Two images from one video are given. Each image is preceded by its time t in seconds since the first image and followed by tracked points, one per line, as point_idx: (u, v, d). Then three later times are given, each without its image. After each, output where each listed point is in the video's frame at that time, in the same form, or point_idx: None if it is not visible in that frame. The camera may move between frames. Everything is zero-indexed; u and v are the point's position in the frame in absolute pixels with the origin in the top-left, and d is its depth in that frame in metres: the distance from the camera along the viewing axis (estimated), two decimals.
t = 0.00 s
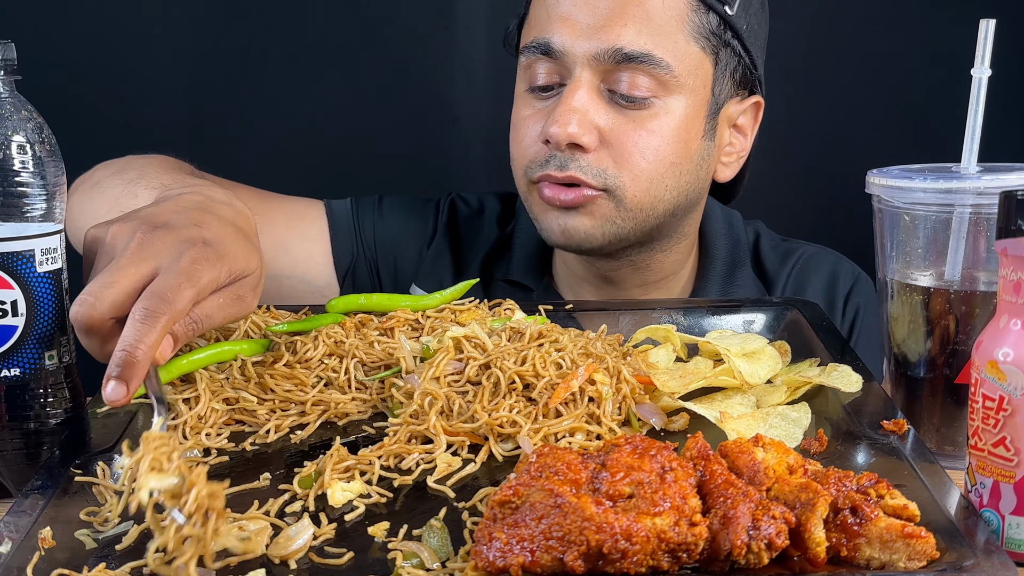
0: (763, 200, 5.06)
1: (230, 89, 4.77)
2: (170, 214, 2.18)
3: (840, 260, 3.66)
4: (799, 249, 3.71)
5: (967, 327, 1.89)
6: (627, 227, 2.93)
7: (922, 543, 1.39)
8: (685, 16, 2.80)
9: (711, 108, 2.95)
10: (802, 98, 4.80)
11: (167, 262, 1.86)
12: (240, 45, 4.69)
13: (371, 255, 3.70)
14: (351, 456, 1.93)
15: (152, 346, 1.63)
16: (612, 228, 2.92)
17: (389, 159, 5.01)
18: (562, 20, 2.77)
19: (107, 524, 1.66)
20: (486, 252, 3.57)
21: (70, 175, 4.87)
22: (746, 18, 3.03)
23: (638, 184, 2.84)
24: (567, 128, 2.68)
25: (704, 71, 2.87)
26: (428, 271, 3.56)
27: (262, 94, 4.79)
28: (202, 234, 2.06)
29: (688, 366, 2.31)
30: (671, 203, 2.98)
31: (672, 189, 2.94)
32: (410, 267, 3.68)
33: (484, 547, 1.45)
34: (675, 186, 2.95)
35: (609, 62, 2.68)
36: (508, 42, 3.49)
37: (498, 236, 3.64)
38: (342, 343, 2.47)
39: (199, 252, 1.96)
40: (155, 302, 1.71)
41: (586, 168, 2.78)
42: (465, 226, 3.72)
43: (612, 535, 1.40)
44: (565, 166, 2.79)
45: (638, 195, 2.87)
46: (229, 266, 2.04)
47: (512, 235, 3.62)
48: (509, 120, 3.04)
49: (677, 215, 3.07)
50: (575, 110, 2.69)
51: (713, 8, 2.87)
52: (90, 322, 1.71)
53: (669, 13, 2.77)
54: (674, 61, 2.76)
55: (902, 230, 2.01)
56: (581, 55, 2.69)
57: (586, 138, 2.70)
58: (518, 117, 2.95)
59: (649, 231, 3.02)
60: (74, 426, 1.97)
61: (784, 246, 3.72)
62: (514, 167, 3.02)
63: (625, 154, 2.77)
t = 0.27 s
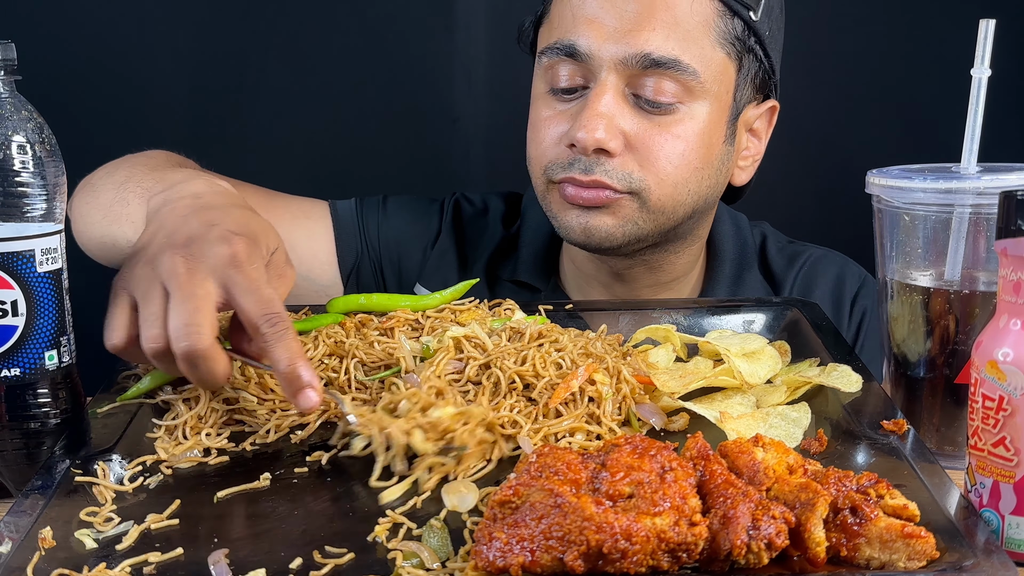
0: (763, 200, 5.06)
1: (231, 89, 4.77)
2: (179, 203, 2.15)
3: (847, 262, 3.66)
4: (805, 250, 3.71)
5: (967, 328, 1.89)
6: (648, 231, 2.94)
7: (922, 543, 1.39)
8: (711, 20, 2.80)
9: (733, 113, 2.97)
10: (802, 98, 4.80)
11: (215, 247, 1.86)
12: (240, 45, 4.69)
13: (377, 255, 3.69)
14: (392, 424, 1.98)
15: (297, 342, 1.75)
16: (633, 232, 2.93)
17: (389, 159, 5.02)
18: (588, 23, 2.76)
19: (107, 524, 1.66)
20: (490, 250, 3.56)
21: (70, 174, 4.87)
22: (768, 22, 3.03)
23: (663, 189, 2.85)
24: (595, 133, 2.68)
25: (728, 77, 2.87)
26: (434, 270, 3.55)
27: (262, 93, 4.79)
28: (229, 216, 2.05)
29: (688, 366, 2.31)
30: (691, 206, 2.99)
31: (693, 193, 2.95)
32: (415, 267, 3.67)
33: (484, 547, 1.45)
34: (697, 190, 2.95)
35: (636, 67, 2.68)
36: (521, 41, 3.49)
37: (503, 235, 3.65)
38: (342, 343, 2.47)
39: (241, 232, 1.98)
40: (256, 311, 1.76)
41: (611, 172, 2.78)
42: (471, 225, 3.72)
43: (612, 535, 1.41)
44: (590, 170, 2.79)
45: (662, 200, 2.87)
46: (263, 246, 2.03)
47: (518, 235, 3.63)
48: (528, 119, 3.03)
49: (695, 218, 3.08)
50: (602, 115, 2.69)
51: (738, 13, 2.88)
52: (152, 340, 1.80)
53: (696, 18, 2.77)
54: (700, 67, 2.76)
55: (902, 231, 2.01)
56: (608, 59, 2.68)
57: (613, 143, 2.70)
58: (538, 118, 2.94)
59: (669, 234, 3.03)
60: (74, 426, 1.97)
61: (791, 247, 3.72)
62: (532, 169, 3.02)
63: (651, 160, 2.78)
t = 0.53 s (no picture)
0: (764, 200, 5.06)
1: (231, 89, 4.77)
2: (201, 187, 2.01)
3: (836, 261, 3.66)
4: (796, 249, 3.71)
5: (967, 328, 1.89)
6: (651, 233, 2.93)
7: (922, 543, 1.39)
8: (710, 19, 2.82)
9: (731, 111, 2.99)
10: (802, 98, 4.80)
11: (259, 212, 1.75)
12: (240, 45, 4.70)
13: (378, 253, 3.68)
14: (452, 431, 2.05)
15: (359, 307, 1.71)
16: (636, 234, 2.92)
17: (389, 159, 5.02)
18: (590, 24, 2.75)
19: (107, 524, 1.66)
20: (487, 250, 3.57)
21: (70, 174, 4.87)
22: (761, 21, 3.06)
23: (667, 190, 2.84)
24: (602, 136, 2.66)
25: (726, 77, 2.90)
26: (435, 271, 3.55)
27: (262, 93, 4.79)
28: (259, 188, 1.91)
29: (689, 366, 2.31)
30: (690, 208, 2.98)
31: (694, 194, 2.95)
32: (416, 265, 3.66)
33: (484, 547, 1.45)
34: (697, 190, 2.95)
35: (640, 68, 2.68)
36: (514, 40, 3.49)
37: (499, 235, 3.66)
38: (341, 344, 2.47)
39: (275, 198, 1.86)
40: (315, 277, 1.69)
41: (618, 175, 2.76)
42: (472, 224, 3.73)
43: (612, 535, 1.40)
44: (597, 174, 2.76)
45: (666, 201, 2.87)
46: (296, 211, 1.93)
47: (510, 234, 3.64)
48: (526, 121, 3.01)
49: (694, 217, 3.08)
50: (608, 117, 2.68)
51: (735, 13, 2.90)
52: (225, 300, 1.62)
53: (697, 18, 2.78)
54: (701, 67, 2.77)
55: (902, 230, 2.01)
56: (612, 60, 2.68)
57: (620, 146, 2.69)
58: (538, 120, 2.91)
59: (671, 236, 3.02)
60: (74, 426, 1.96)
61: (782, 246, 3.72)
62: (534, 172, 2.99)
63: (657, 162, 2.77)
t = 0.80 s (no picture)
0: (764, 201, 5.05)
1: (230, 89, 4.77)
2: (223, 192, 1.84)
3: (824, 257, 3.66)
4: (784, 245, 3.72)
5: (967, 328, 1.89)
6: (649, 227, 2.94)
7: (922, 543, 1.39)
8: (698, 15, 2.83)
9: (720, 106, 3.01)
10: (802, 98, 4.80)
11: (316, 218, 1.69)
12: (240, 45, 4.70)
13: (378, 252, 3.68)
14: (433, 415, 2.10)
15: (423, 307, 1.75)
16: (635, 230, 2.93)
17: (389, 159, 5.02)
18: (581, 25, 2.76)
19: (107, 524, 1.66)
20: (482, 250, 3.56)
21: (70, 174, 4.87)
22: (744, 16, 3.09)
23: (664, 186, 2.85)
24: (600, 135, 2.67)
25: (715, 72, 2.91)
26: (434, 272, 3.55)
27: (262, 93, 4.79)
28: (293, 189, 1.82)
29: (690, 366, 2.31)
30: (686, 201, 2.99)
31: (689, 187, 2.95)
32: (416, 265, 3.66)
33: (484, 547, 1.45)
34: (692, 184, 2.96)
35: (634, 67, 2.69)
36: (498, 43, 3.49)
37: (493, 234, 3.65)
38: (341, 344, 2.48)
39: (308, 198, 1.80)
40: (379, 282, 1.69)
41: (616, 173, 2.77)
42: (471, 223, 3.73)
43: (612, 535, 1.41)
44: (595, 172, 2.78)
45: (663, 196, 2.88)
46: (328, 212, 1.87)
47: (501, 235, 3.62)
48: (518, 122, 3.00)
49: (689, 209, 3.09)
50: (605, 117, 2.68)
51: (721, 8, 2.91)
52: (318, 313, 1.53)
53: (685, 16, 2.79)
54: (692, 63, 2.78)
55: (902, 230, 2.01)
56: (606, 60, 2.68)
57: (619, 145, 2.70)
58: (531, 121, 2.90)
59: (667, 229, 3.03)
60: (74, 426, 1.97)
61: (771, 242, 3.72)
62: (529, 173, 2.99)
63: (654, 158, 2.78)
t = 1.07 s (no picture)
0: (764, 201, 5.05)
1: (231, 89, 4.77)
2: (215, 224, 1.76)
3: (822, 257, 3.65)
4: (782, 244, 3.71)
5: (967, 328, 1.89)
6: (642, 225, 2.94)
7: (922, 543, 1.39)
8: (686, 12, 2.82)
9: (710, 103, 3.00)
10: (801, 99, 4.81)
11: (314, 255, 1.64)
12: (240, 45, 4.70)
13: (374, 253, 3.68)
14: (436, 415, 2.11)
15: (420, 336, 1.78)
16: (627, 227, 2.92)
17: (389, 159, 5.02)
18: (567, 26, 2.76)
19: (107, 524, 1.66)
20: (480, 249, 3.56)
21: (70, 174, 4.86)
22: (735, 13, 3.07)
23: (655, 183, 2.85)
24: (588, 135, 2.68)
25: (704, 68, 2.90)
26: (430, 272, 3.54)
27: (263, 93, 4.79)
28: (291, 216, 1.76)
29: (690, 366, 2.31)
30: (679, 196, 2.99)
31: (681, 184, 2.95)
32: (412, 266, 3.66)
33: (483, 547, 1.45)
34: (684, 180, 2.95)
35: (621, 66, 2.69)
36: (491, 45, 3.48)
37: (491, 234, 3.65)
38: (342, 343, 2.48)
39: (306, 227, 1.73)
40: (378, 316, 1.69)
41: (606, 171, 2.78)
42: (467, 223, 3.73)
43: (612, 535, 1.41)
44: (584, 171, 2.78)
45: (654, 193, 2.88)
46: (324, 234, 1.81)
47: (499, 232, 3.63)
48: (510, 123, 3.00)
49: (682, 205, 3.08)
50: (593, 116, 2.69)
51: (709, 5, 2.90)
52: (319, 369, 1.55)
53: (673, 14, 2.79)
54: (679, 60, 2.78)
55: (902, 231, 2.01)
56: (593, 60, 2.69)
57: (607, 143, 2.71)
58: (522, 121, 2.91)
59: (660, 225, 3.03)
60: (74, 426, 1.97)
61: (769, 241, 3.72)
62: (521, 173, 2.99)
63: (643, 156, 2.78)
